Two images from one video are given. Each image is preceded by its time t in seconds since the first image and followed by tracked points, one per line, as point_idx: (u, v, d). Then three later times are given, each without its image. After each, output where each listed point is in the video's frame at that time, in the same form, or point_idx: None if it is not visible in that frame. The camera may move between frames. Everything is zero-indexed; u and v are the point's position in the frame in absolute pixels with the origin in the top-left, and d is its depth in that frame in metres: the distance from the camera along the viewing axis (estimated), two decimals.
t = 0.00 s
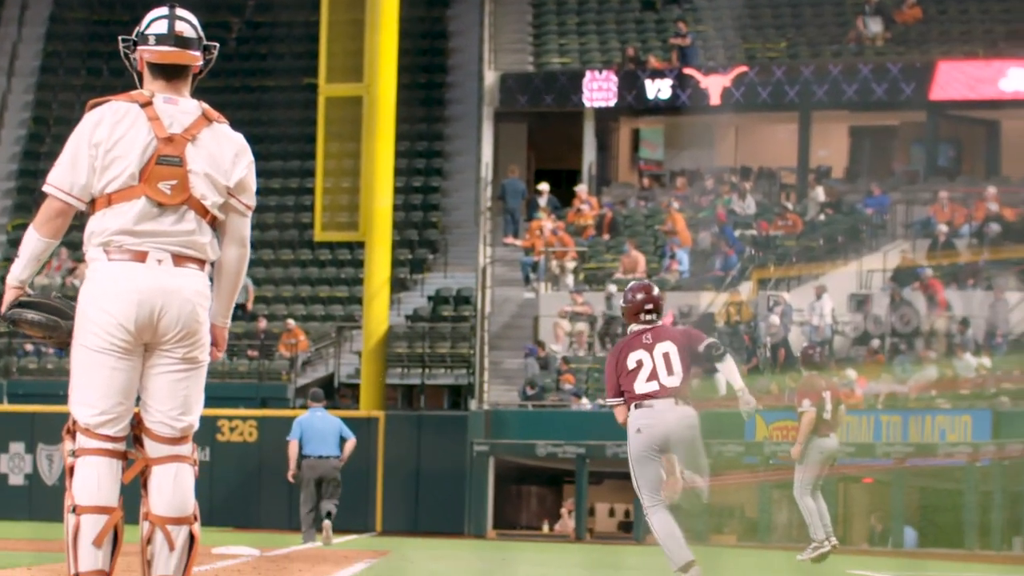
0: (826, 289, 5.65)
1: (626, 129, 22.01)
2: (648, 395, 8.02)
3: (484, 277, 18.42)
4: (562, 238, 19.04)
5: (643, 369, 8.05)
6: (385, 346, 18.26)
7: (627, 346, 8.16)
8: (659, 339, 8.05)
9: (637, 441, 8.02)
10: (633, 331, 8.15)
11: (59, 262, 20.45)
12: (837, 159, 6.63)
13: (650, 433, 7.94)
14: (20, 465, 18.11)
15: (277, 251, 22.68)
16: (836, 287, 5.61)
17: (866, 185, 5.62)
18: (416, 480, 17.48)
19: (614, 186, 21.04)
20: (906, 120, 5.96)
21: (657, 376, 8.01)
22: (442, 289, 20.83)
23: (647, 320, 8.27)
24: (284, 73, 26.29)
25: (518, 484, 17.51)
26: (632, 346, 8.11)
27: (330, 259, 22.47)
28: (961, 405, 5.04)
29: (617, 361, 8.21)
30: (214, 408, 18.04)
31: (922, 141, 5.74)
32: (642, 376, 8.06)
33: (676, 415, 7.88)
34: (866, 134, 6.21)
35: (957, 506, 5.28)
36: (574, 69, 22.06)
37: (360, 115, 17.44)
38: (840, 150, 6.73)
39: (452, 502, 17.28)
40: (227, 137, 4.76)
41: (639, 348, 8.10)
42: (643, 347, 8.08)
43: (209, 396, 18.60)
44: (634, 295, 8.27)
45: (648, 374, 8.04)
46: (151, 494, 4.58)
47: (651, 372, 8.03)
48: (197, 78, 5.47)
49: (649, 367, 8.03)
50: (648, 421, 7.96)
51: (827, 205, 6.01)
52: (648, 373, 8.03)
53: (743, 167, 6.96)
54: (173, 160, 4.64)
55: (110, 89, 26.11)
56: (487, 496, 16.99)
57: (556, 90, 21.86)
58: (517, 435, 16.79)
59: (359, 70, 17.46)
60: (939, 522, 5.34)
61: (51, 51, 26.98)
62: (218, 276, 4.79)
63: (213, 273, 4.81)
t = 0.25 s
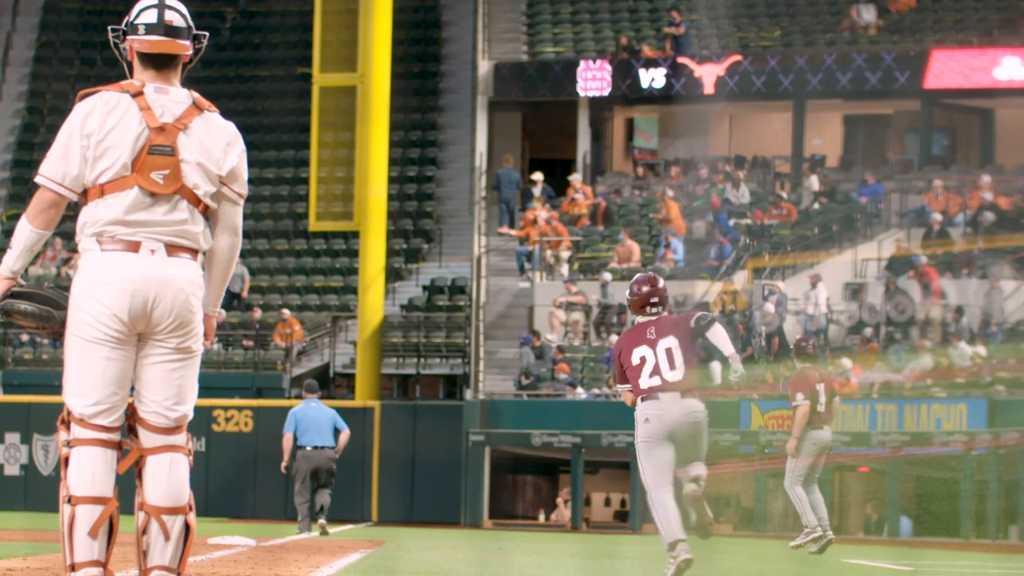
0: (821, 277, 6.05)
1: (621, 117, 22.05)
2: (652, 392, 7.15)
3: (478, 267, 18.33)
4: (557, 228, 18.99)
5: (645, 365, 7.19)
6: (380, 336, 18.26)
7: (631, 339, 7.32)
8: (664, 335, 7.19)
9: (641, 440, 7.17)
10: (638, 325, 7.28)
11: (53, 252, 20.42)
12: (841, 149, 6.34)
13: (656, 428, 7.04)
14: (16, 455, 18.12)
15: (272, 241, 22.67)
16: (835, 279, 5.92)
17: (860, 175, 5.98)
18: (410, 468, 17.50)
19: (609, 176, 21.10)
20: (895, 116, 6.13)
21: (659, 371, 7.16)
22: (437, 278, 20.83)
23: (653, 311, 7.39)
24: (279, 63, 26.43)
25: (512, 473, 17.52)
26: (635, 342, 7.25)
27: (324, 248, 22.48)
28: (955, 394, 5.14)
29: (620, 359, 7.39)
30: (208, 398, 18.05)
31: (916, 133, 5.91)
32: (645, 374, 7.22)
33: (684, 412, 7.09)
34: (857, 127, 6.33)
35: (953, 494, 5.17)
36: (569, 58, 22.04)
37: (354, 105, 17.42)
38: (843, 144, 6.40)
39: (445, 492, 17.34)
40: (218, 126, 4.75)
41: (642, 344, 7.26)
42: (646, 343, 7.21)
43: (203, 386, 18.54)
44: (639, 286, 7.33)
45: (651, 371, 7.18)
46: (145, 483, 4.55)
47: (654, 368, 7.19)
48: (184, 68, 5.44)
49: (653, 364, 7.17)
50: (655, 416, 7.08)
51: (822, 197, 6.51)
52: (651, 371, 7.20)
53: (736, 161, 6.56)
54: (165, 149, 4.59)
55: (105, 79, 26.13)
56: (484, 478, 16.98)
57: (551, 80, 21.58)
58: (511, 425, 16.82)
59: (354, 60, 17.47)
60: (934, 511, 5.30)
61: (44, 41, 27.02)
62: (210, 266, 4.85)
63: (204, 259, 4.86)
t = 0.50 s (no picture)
0: (822, 268, 5.48)
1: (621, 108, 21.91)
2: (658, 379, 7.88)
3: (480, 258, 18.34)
4: (556, 220, 19.10)
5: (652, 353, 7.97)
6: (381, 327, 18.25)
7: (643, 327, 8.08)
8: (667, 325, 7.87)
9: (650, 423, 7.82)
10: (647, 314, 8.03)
11: (54, 244, 20.44)
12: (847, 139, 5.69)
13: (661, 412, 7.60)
14: (17, 447, 18.14)
15: (272, 232, 22.68)
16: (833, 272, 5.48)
17: (861, 165, 5.54)
18: (412, 458, 17.51)
19: (610, 167, 21.08)
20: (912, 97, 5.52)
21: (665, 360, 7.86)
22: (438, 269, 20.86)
23: (664, 298, 7.87)
24: (279, 54, 26.49)
25: (514, 465, 17.51)
26: (645, 330, 8.04)
27: (325, 239, 22.49)
28: (956, 385, 4.95)
29: (634, 344, 8.20)
30: (209, 390, 18.07)
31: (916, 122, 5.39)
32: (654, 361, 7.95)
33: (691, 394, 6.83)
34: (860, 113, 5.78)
35: (954, 485, 5.12)
36: (569, 49, 21.99)
37: (355, 96, 17.45)
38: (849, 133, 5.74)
39: (449, 481, 17.31)
40: (215, 116, 4.75)
41: (650, 333, 8.03)
42: (653, 332, 7.99)
43: (205, 377, 18.54)
44: (651, 276, 7.88)
45: (657, 359, 7.93)
46: (146, 475, 4.55)
47: (660, 356, 7.91)
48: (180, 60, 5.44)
49: (659, 352, 7.91)
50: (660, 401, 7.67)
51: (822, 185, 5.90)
52: (659, 358, 7.91)
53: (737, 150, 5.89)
54: (163, 140, 4.59)
55: (105, 71, 26.15)
56: (486, 466, 17.09)
57: (551, 70, 21.93)
58: (513, 417, 16.91)
59: (354, 51, 17.46)
60: (935, 502, 5.18)
61: (44, 33, 27.07)
62: (208, 255, 4.84)
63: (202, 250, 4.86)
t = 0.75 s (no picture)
0: (825, 259, 5.29)
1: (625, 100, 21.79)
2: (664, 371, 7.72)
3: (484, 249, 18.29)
4: (559, 211, 19.04)
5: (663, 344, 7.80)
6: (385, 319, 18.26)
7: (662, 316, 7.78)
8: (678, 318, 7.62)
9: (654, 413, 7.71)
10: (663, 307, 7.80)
11: (58, 236, 20.46)
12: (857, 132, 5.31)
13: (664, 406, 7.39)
14: (21, 439, 18.15)
15: (276, 224, 22.68)
16: (838, 261, 5.26)
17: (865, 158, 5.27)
18: (415, 448, 17.50)
19: (613, 159, 21.06)
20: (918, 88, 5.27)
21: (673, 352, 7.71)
22: (442, 261, 20.85)
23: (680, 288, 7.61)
24: (284, 46, 26.57)
25: (518, 457, 17.57)
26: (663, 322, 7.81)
27: (329, 231, 22.49)
28: (961, 375, 5.06)
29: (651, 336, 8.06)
30: (213, 382, 18.08)
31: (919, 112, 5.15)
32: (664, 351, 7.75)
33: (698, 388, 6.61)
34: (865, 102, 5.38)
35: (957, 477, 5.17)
36: (572, 40, 21.95)
37: (359, 87, 17.46)
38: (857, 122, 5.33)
39: (451, 473, 17.32)
40: (216, 107, 4.74)
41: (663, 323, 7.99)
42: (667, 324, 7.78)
43: (208, 369, 18.55)
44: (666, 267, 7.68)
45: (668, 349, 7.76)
46: (149, 466, 4.53)
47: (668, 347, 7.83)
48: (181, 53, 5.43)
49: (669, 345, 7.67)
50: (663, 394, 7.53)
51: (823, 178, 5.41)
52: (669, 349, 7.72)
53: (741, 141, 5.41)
54: (163, 131, 4.58)
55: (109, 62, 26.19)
56: (489, 460, 17.05)
57: (554, 61, 21.76)
58: (516, 408, 16.89)
59: (357, 43, 17.47)
60: (938, 494, 5.14)
61: (47, 25, 27.15)
62: (209, 246, 4.83)
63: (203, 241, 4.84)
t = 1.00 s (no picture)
0: (832, 250, 5.39)
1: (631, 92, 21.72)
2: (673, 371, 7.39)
3: (489, 241, 18.23)
4: (565, 203, 19.12)
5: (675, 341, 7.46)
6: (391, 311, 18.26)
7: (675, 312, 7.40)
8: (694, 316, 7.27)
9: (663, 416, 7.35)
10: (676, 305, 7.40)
11: (64, 227, 20.51)
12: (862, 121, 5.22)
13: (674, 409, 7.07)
14: (26, 431, 18.20)
15: (282, 216, 22.71)
16: (843, 253, 5.39)
17: (871, 149, 5.24)
18: (421, 440, 17.56)
19: (619, 150, 21.02)
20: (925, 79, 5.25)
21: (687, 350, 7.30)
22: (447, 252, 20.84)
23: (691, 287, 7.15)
24: (289, 37, 26.60)
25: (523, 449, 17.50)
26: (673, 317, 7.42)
27: (335, 223, 22.49)
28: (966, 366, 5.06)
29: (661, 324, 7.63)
30: (219, 374, 18.11)
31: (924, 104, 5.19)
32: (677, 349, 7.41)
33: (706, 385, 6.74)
34: (870, 93, 5.30)
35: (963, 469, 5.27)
36: (578, 32, 21.90)
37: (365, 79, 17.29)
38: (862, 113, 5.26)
39: (457, 464, 17.41)
40: (218, 98, 4.72)
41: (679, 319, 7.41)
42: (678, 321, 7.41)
43: (213, 360, 18.58)
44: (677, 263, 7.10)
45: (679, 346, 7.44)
46: (153, 458, 4.53)
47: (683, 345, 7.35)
48: (184, 41, 5.39)
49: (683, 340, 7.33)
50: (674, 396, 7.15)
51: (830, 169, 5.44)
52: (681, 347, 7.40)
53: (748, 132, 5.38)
54: (166, 123, 4.57)
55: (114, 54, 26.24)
56: (494, 451, 17.10)
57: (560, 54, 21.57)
58: (523, 400, 16.88)
59: (362, 35, 17.36)
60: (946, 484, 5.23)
61: (53, 17, 27.25)
62: (212, 238, 4.83)
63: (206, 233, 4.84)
